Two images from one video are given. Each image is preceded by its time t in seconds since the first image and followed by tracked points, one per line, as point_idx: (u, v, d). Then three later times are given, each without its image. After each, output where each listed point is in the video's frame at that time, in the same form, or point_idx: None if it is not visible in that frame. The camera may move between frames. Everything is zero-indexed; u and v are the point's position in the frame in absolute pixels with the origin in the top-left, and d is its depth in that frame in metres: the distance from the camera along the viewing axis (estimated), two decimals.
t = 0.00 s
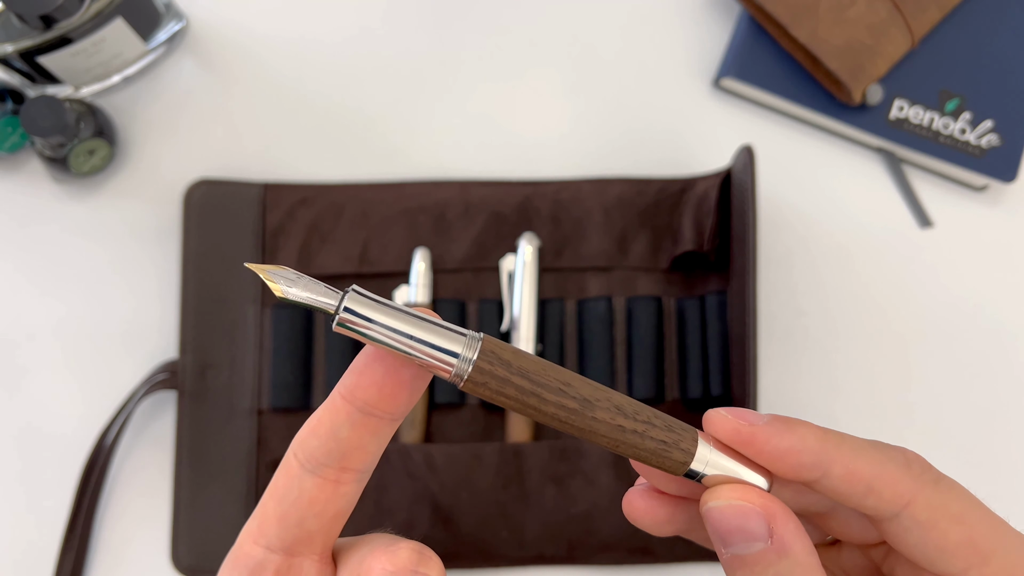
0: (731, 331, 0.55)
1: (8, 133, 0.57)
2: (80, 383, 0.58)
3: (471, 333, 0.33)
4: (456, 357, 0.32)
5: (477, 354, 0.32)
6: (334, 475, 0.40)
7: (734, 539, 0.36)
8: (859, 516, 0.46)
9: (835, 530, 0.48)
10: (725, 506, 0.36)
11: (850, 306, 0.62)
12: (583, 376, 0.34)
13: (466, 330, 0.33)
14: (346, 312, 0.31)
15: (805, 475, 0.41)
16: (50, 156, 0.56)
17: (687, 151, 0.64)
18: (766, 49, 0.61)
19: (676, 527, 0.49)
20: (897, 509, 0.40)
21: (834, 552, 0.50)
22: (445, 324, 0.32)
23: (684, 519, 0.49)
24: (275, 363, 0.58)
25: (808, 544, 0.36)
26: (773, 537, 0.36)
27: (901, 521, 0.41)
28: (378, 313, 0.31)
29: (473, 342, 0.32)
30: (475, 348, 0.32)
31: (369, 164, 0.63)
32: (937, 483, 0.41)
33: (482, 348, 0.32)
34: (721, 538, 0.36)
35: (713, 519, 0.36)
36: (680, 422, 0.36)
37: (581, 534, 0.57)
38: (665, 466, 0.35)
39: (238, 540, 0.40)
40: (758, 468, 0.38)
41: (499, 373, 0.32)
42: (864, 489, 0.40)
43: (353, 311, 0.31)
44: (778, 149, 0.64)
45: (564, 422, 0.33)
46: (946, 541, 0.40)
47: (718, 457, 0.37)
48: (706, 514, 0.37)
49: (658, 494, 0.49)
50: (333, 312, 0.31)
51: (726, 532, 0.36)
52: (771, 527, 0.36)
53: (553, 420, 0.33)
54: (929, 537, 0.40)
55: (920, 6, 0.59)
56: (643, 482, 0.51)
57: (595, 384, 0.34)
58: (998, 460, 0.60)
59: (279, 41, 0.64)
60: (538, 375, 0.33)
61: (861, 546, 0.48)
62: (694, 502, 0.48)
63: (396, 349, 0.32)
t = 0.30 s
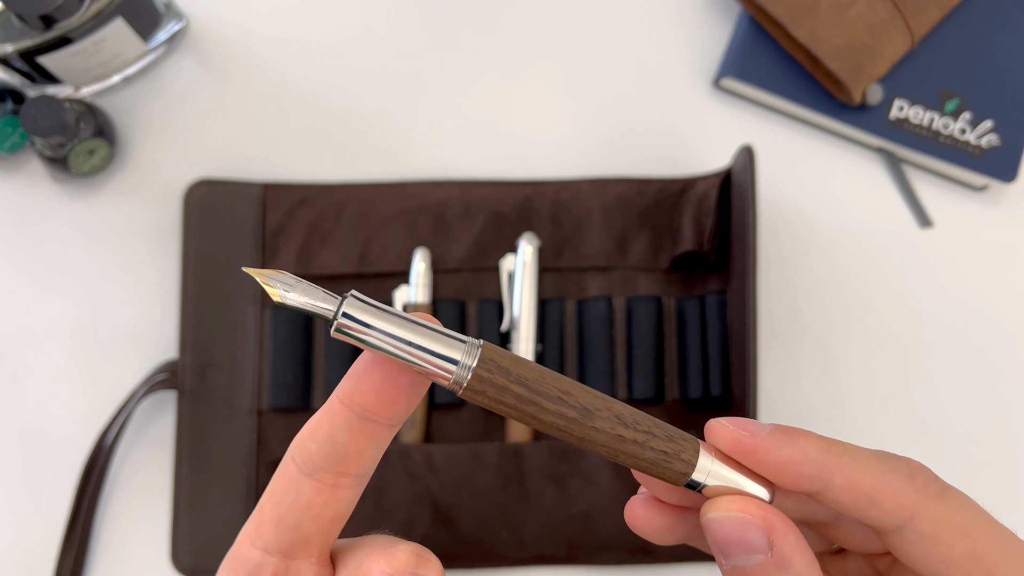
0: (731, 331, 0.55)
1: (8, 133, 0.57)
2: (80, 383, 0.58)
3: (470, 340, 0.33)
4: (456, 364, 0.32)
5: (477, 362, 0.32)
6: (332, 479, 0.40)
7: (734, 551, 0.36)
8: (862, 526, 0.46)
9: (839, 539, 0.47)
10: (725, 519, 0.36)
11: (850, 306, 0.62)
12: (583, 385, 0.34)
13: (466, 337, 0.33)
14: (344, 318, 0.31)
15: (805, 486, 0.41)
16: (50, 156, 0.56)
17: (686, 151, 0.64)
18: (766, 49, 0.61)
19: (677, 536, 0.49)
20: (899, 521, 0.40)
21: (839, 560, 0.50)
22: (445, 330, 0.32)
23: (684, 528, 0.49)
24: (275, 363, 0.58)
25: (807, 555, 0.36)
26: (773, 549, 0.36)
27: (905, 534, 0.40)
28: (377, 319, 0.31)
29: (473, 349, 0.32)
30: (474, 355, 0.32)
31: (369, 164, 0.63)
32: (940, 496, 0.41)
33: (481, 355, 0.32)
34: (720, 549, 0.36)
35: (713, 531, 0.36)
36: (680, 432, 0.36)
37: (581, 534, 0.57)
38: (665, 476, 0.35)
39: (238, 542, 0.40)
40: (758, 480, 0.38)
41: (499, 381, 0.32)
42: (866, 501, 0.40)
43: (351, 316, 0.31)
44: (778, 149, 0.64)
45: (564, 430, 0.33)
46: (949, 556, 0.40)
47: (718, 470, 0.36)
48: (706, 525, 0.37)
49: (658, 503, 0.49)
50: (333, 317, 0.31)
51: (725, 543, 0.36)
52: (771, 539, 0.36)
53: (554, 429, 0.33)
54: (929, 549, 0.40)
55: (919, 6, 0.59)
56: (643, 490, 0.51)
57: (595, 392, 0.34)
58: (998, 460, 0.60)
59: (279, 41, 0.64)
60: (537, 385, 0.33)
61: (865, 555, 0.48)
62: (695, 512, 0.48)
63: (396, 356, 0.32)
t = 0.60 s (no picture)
0: (731, 331, 0.55)
1: (7, 132, 0.57)
2: (80, 384, 0.58)
3: (446, 429, 0.29)
4: (439, 462, 0.28)
5: (459, 455, 0.28)
6: (304, 492, 0.36)
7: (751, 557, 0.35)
8: (845, 514, 0.45)
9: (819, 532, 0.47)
10: (737, 524, 0.35)
11: (849, 306, 0.62)
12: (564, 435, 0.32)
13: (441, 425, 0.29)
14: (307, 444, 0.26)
15: (792, 478, 0.41)
16: (50, 156, 0.56)
17: (686, 151, 0.64)
18: (766, 49, 0.61)
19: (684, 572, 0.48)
20: (881, 491, 0.41)
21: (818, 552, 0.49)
22: (417, 425, 0.28)
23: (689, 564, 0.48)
24: (275, 362, 0.58)
25: (819, 550, 0.37)
26: (789, 548, 0.36)
27: (888, 503, 0.41)
28: (344, 438, 0.26)
29: (452, 440, 0.28)
30: (455, 446, 0.28)
31: (369, 165, 0.63)
32: (910, 458, 0.41)
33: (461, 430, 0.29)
34: (737, 558, 0.36)
35: (729, 540, 0.35)
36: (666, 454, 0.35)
37: (581, 534, 0.57)
38: (672, 500, 0.34)
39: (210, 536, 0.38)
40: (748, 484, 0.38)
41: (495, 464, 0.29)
42: (852, 480, 0.41)
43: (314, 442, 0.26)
44: (778, 149, 0.64)
45: (574, 499, 0.31)
46: (932, 514, 0.41)
47: (711, 480, 0.36)
48: (719, 536, 0.36)
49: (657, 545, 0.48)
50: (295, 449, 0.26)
51: (742, 551, 0.35)
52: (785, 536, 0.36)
53: (565, 498, 0.31)
54: (912, 517, 0.41)
55: (920, 6, 0.59)
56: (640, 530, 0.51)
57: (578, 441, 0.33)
58: (999, 460, 0.60)
59: (278, 41, 0.64)
60: (524, 441, 0.31)
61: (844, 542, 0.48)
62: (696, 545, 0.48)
63: (375, 471, 0.27)
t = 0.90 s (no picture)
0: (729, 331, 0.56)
1: (10, 134, 0.57)
2: (82, 384, 0.59)
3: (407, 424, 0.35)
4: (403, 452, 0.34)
5: (417, 443, 0.34)
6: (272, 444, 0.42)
7: (717, 507, 0.36)
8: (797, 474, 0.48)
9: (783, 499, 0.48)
10: (698, 476, 0.36)
11: (847, 306, 0.62)
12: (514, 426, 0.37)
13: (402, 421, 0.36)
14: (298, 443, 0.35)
15: (731, 444, 0.43)
16: (52, 158, 0.57)
17: (685, 152, 0.64)
18: (765, 50, 0.61)
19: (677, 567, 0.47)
20: (814, 431, 0.44)
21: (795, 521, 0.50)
22: (375, 427, 0.35)
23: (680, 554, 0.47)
24: (276, 363, 0.58)
25: (781, 489, 0.37)
26: (751, 491, 0.36)
27: (825, 440, 0.44)
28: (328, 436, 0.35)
29: (411, 431, 0.35)
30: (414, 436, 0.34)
31: (371, 165, 0.63)
32: (828, 400, 0.45)
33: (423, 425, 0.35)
34: (705, 511, 0.36)
35: (692, 491, 0.36)
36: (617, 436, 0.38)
37: (581, 532, 0.57)
38: (626, 457, 0.36)
39: (189, 471, 0.45)
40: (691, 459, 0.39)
41: (443, 468, 0.34)
42: (785, 428, 0.44)
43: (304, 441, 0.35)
44: (776, 150, 0.64)
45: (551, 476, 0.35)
46: (863, 441, 0.44)
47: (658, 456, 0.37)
48: (681, 491, 0.36)
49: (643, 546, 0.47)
50: (277, 446, 0.35)
51: (707, 502, 0.36)
52: (746, 481, 0.36)
53: (546, 479, 0.35)
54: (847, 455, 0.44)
55: (917, 8, 0.59)
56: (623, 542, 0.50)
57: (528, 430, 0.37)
58: (995, 458, 0.60)
59: (280, 42, 0.65)
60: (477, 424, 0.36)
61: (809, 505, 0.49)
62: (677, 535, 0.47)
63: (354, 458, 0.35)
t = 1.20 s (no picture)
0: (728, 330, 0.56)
1: (11, 134, 0.57)
2: (84, 383, 0.59)
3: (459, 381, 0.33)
4: (455, 409, 0.33)
5: (471, 401, 0.33)
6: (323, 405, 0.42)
7: (614, 428, 0.34)
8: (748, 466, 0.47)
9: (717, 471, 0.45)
10: (592, 401, 0.34)
11: (846, 306, 0.62)
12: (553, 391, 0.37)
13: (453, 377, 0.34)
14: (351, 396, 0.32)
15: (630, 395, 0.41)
16: (53, 157, 0.57)
17: (685, 153, 0.64)
18: (765, 50, 0.61)
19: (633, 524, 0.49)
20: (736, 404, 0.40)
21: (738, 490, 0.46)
22: (434, 382, 0.33)
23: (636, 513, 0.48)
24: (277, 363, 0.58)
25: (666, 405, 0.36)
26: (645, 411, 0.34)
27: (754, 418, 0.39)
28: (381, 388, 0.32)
29: (466, 390, 0.33)
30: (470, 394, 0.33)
31: (371, 165, 0.63)
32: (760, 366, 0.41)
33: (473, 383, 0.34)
34: (598, 437, 0.34)
35: (586, 416, 0.34)
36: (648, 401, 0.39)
37: (580, 532, 0.58)
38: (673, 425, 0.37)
39: (227, 435, 0.45)
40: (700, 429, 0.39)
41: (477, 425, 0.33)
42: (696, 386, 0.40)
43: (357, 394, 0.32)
44: (776, 151, 0.64)
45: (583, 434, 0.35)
46: (688, 401, 0.40)
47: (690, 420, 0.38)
48: (578, 416, 0.34)
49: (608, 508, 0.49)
50: (332, 396, 0.32)
51: (601, 426, 0.34)
52: (637, 401, 0.35)
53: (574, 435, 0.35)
54: (701, 411, 0.40)
55: (917, 9, 0.60)
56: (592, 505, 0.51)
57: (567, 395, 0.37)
58: (993, 459, 0.60)
59: (281, 42, 0.65)
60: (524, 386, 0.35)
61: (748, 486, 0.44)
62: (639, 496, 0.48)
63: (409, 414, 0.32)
